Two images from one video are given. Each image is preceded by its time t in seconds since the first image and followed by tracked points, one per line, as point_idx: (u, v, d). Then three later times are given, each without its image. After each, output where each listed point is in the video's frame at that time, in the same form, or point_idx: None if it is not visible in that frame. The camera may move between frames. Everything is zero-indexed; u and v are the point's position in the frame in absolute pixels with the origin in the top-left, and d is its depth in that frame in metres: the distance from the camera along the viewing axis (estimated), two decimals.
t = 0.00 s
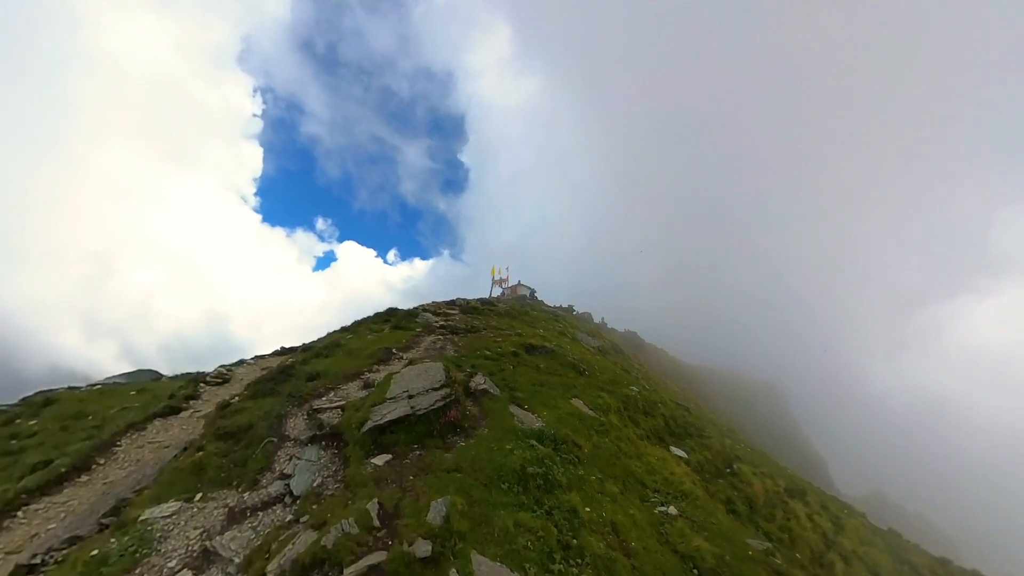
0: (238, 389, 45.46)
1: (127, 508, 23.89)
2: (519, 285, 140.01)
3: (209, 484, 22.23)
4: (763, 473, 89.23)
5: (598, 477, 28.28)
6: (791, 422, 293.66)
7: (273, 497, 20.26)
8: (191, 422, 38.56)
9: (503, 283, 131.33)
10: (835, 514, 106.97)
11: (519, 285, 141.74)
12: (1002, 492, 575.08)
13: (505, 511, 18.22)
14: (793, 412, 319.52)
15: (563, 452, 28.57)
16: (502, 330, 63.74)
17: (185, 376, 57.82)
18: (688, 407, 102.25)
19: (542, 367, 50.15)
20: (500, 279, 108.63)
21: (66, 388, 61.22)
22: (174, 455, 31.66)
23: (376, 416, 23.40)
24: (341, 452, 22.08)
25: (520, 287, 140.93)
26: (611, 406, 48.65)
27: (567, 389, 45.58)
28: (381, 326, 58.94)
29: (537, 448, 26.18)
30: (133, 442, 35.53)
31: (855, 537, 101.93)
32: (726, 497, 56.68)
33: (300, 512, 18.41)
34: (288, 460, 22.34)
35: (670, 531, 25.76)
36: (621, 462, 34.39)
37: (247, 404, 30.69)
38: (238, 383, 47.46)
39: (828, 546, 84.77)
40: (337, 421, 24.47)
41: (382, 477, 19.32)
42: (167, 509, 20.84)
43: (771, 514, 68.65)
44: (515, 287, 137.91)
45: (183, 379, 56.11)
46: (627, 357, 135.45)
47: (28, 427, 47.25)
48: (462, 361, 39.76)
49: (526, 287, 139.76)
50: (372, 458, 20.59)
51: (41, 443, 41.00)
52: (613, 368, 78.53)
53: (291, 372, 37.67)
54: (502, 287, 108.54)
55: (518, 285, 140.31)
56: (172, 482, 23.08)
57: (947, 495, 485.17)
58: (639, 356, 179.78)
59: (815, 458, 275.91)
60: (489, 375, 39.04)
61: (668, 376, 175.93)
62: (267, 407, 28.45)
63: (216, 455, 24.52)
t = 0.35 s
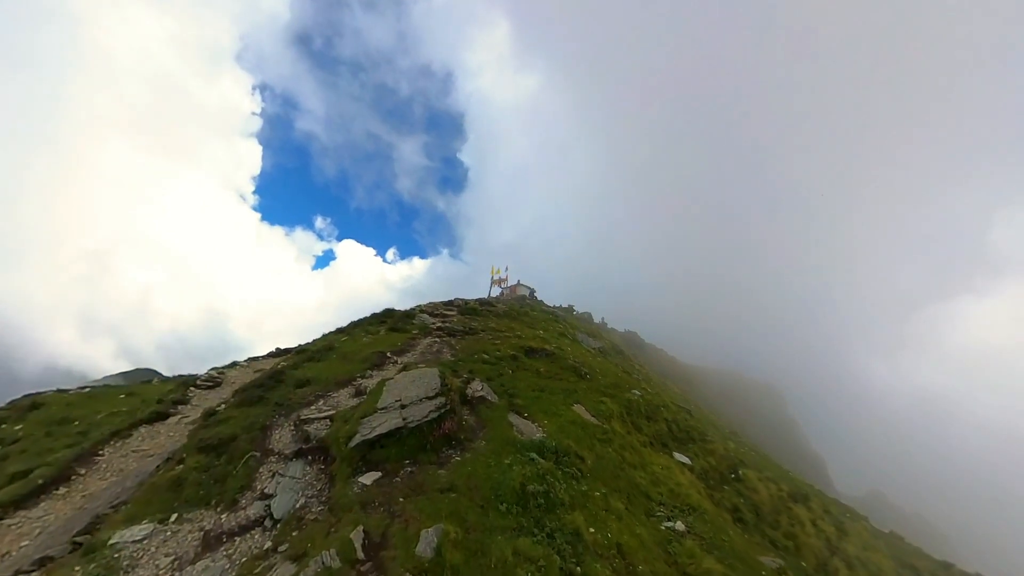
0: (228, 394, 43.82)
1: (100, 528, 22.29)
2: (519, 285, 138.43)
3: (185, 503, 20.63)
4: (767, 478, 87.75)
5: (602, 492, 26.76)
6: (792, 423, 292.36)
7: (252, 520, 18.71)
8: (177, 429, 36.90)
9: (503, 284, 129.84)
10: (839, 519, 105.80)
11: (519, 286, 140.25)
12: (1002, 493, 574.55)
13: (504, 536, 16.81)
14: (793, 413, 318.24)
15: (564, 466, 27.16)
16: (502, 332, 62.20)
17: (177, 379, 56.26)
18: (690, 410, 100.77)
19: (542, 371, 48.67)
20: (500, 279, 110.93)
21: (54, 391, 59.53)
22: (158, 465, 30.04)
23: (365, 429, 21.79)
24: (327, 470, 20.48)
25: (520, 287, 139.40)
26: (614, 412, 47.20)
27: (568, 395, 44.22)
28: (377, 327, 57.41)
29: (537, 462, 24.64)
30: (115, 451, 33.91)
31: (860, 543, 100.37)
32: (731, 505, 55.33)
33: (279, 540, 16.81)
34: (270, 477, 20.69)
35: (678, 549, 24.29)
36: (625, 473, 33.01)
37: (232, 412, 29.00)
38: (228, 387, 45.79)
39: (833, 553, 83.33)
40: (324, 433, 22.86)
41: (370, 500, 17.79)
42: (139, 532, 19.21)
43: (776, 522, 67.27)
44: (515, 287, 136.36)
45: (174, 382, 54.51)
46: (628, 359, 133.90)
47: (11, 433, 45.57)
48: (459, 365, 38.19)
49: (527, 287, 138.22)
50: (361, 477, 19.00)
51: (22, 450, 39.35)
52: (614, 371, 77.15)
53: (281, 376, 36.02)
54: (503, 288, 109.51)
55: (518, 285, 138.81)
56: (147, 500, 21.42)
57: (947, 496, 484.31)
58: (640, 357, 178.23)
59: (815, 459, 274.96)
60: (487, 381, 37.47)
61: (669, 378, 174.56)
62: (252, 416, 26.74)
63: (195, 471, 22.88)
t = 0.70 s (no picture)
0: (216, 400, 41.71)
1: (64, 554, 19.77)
2: (519, 286, 136.72)
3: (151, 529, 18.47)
4: (771, 484, 86.69)
5: (605, 516, 25.25)
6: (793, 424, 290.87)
7: (219, 553, 16.73)
8: (161, 437, 34.77)
9: (503, 284, 128.21)
10: (844, 526, 104.38)
11: (519, 286, 138.49)
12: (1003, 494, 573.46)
13: None
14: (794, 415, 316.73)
15: (564, 486, 25.76)
16: (501, 336, 60.51)
17: (167, 383, 54.19)
18: (692, 414, 99.53)
19: (542, 378, 46.99)
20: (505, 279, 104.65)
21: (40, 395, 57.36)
22: (136, 478, 27.86)
23: (346, 449, 19.94)
24: (304, 495, 18.65)
25: (520, 288, 137.65)
26: (616, 423, 46.05)
27: (569, 403, 43.31)
28: (373, 330, 55.55)
29: (536, 484, 22.90)
30: (93, 462, 31.49)
31: (866, 549, 99.22)
32: (735, 515, 54.60)
33: None
34: (242, 503, 18.70)
35: None
36: (629, 491, 32.36)
37: (211, 425, 26.88)
38: (217, 393, 43.61)
39: (839, 561, 82.22)
40: (304, 452, 20.95)
41: (346, 536, 16.36)
42: (98, 563, 16.88)
43: (781, 531, 66.37)
44: (515, 288, 134.75)
45: (163, 387, 52.38)
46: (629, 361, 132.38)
47: None
48: (454, 373, 36.33)
49: (527, 287, 136.35)
50: (339, 507, 17.31)
51: None
52: (616, 375, 75.55)
53: (267, 383, 34.02)
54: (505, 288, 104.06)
55: (517, 285, 137.08)
56: (110, 525, 19.06)
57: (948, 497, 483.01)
58: (641, 359, 176.53)
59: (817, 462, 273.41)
60: (484, 389, 35.73)
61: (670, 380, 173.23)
62: (230, 431, 24.66)
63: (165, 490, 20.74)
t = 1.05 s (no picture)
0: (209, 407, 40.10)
1: None
2: (519, 285, 135.17)
3: (128, 561, 16.82)
4: (776, 488, 85.69)
5: (620, 534, 23.99)
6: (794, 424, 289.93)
7: None
8: (150, 446, 33.23)
9: (503, 284, 126.64)
10: (849, 529, 103.24)
11: (519, 285, 136.88)
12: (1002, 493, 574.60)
13: None
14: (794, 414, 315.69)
15: (576, 503, 24.41)
16: (503, 338, 59.02)
17: (160, 387, 52.61)
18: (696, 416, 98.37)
19: (547, 383, 45.52)
20: (501, 279, 102.76)
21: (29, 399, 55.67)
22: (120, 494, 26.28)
23: (341, 470, 18.47)
24: (295, 522, 17.24)
25: (520, 287, 136.08)
26: (624, 429, 44.79)
27: (576, 409, 42.20)
28: (372, 332, 53.96)
29: (548, 502, 21.72)
30: (77, 474, 30.11)
31: (871, 552, 98.21)
32: (744, 522, 53.52)
33: None
34: (228, 530, 17.22)
35: None
36: (643, 505, 31.46)
37: (198, 438, 25.32)
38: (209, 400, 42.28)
39: (846, 565, 81.23)
40: (296, 471, 19.46)
41: (341, 571, 15.16)
42: None
43: (789, 537, 65.29)
44: (515, 287, 133.26)
45: (155, 391, 50.85)
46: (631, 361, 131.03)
47: None
48: (456, 379, 34.82)
49: (527, 287, 134.69)
50: (334, 538, 15.96)
51: None
52: (620, 378, 74.13)
53: (259, 391, 32.47)
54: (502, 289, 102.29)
55: (517, 285, 135.54)
56: (82, 557, 17.28)
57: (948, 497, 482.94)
58: (642, 359, 175.15)
59: (818, 462, 272.59)
60: (488, 397, 34.23)
61: (671, 380, 171.90)
62: (218, 446, 23.13)
63: (143, 514, 19.14)
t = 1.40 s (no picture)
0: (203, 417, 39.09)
1: None
2: (519, 285, 133.60)
3: None
4: (781, 490, 84.57)
5: (645, 550, 22.94)
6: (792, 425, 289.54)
7: None
8: (141, 461, 32.29)
9: (503, 283, 124.99)
10: (853, 530, 102.10)
11: (519, 285, 135.24)
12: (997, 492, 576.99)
13: None
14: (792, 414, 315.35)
15: (599, 518, 23.09)
16: (508, 340, 57.49)
17: (152, 392, 51.09)
18: (699, 417, 97.15)
19: (556, 388, 43.98)
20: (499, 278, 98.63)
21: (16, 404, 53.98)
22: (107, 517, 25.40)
23: (353, 496, 17.43)
24: (305, 555, 16.18)
25: (520, 287, 134.47)
26: (636, 434, 43.42)
27: (587, 414, 40.82)
28: (373, 334, 52.28)
29: (572, 520, 20.67)
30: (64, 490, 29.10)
31: (875, 554, 97.29)
32: (756, 528, 52.30)
33: None
34: (230, 566, 15.88)
35: None
36: (663, 515, 30.18)
37: (192, 455, 23.72)
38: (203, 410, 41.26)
39: (852, 569, 80.14)
40: (302, 496, 18.17)
41: None
42: None
43: (798, 541, 64.08)
44: (515, 287, 131.64)
45: (147, 396, 49.47)
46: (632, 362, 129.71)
47: None
48: (465, 386, 33.18)
49: (527, 287, 133.11)
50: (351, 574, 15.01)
51: None
52: (626, 380, 72.65)
53: (257, 400, 30.86)
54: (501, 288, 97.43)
55: (517, 285, 133.94)
56: None
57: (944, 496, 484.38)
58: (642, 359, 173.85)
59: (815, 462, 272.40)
60: (499, 404, 32.71)
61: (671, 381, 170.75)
62: (214, 466, 21.58)
63: (134, 546, 17.68)
